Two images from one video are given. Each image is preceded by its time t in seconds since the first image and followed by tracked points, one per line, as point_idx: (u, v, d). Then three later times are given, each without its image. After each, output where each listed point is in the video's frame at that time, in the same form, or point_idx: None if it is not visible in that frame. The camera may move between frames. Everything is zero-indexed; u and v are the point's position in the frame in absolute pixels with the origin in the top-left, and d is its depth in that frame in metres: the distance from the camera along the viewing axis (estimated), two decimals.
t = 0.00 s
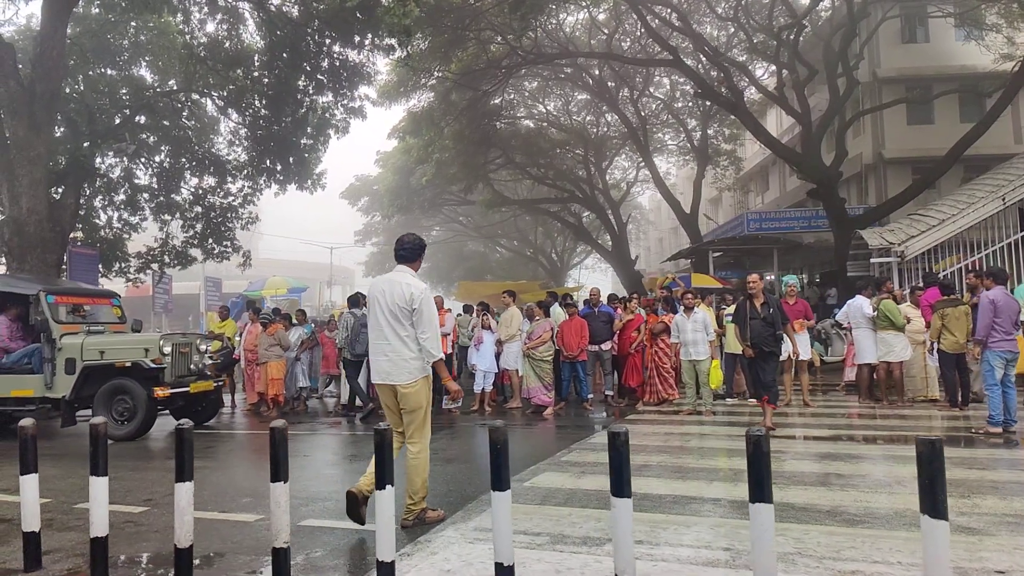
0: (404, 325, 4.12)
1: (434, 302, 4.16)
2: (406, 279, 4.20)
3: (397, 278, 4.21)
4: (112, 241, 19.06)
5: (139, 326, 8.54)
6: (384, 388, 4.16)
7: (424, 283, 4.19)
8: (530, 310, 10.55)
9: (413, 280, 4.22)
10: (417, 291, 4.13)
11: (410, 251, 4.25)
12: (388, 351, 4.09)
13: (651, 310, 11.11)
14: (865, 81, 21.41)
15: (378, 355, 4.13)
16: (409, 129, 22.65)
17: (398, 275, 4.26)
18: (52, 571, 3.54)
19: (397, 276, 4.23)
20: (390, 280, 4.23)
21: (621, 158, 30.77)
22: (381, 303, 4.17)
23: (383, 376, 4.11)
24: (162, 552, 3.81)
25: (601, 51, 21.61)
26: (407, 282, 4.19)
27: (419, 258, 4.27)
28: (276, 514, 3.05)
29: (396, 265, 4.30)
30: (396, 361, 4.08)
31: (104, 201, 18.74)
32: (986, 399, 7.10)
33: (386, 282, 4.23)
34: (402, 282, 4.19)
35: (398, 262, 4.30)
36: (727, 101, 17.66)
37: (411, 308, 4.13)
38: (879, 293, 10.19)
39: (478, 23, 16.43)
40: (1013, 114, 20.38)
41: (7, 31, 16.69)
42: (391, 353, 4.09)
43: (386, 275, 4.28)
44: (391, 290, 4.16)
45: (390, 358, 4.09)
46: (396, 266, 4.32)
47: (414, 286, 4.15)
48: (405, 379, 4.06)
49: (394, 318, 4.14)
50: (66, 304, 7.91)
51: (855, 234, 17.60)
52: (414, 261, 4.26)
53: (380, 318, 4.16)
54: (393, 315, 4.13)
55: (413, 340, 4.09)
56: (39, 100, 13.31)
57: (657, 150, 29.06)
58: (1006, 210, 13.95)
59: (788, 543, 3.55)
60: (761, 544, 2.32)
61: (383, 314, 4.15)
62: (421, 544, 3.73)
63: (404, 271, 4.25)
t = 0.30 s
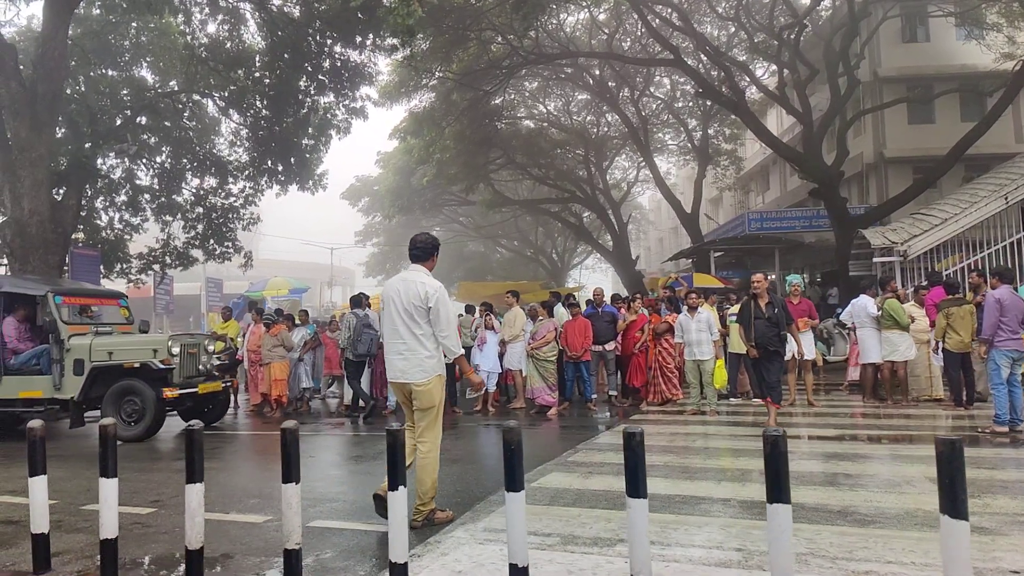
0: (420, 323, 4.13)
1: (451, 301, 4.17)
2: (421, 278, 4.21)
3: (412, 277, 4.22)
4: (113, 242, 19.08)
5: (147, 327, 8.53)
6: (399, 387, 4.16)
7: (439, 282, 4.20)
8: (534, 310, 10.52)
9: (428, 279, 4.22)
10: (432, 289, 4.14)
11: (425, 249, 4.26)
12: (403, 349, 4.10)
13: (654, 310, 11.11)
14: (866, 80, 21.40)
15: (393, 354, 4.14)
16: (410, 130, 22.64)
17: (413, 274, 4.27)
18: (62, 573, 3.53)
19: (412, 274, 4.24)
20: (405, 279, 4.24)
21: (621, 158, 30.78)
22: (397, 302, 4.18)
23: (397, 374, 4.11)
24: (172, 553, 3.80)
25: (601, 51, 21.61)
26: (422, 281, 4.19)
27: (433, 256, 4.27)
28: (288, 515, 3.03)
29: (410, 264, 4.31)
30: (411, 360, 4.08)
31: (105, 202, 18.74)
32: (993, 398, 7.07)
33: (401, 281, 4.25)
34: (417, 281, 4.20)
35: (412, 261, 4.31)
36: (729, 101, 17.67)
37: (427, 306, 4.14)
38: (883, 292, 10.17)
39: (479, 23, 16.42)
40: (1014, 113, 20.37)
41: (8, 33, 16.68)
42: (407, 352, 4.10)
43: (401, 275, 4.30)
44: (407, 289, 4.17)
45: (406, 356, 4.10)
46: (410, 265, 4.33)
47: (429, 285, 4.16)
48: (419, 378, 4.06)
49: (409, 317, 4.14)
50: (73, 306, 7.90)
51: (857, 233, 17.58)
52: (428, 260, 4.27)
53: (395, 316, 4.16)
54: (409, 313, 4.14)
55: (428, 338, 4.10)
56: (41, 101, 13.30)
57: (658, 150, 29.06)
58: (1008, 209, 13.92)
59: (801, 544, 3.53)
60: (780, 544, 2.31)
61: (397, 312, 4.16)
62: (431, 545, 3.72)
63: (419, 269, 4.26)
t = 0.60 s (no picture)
0: (437, 322, 4.14)
1: (468, 300, 4.19)
2: (437, 277, 4.23)
3: (428, 276, 4.24)
4: (117, 242, 19.10)
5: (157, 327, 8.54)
6: (415, 385, 4.18)
7: (456, 280, 4.22)
8: (539, 310, 10.52)
9: (444, 278, 4.24)
10: (449, 288, 4.16)
11: (441, 249, 4.28)
12: (419, 347, 4.11)
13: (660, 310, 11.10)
14: (869, 78, 21.35)
15: (409, 352, 4.16)
16: (412, 129, 22.63)
17: (430, 274, 4.29)
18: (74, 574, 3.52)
19: (428, 274, 4.26)
20: (421, 278, 4.26)
21: (624, 157, 30.76)
22: (414, 301, 4.20)
23: (414, 372, 4.13)
24: (183, 554, 3.79)
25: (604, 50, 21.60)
26: (439, 280, 4.22)
27: (449, 256, 4.29)
28: (301, 516, 3.02)
29: (427, 264, 4.33)
30: (428, 358, 4.10)
31: (109, 202, 18.77)
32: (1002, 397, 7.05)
33: (418, 280, 4.27)
34: (434, 280, 4.22)
35: (429, 260, 4.33)
36: (733, 100, 17.63)
37: (444, 305, 4.16)
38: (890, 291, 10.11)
39: (482, 22, 16.43)
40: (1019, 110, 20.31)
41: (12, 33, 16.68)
42: (423, 350, 4.12)
43: (417, 274, 4.32)
44: (423, 288, 4.19)
45: (422, 354, 4.12)
46: (427, 264, 4.36)
47: (446, 283, 4.18)
48: (434, 375, 4.07)
49: (426, 315, 4.17)
50: (85, 305, 7.91)
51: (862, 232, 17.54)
52: (445, 259, 4.28)
53: (412, 315, 4.19)
54: (426, 311, 4.16)
55: (446, 336, 4.11)
56: (45, 101, 13.30)
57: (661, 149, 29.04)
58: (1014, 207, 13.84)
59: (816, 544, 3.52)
60: (800, 545, 2.30)
61: (415, 311, 4.18)
62: (443, 545, 3.71)
63: (436, 268, 4.28)
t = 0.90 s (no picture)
0: (453, 322, 4.15)
1: (486, 300, 4.19)
2: (454, 277, 4.24)
3: (445, 276, 4.25)
4: (122, 243, 19.14)
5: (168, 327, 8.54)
6: (431, 384, 4.20)
7: (472, 280, 4.22)
8: (545, 310, 10.50)
9: (461, 277, 4.25)
10: (466, 288, 4.17)
11: (457, 249, 4.28)
12: (436, 347, 4.13)
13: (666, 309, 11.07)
14: (873, 77, 21.33)
15: (425, 352, 4.18)
16: (416, 129, 22.63)
17: (447, 274, 4.30)
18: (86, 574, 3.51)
19: (445, 274, 4.27)
20: (439, 278, 4.27)
21: (627, 157, 30.75)
22: (431, 301, 4.22)
23: (430, 372, 4.14)
24: (194, 555, 3.78)
25: (607, 49, 21.59)
26: (456, 279, 4.22)
27: (465, 256, 4.30)
28: (316, 516, 3.01)
29: (444, 264, 4.35)
30: (444, 357, 4.11)
31: (114, 203, 18.79)
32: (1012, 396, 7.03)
33: (435, 281, 4.29)
34: (451, 280, 4.23)
35: (446, 260, 4.34)
36: (737, 99, 17.60)
37: (461, 305, 4.17)
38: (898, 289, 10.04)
39: (486, 22, 16.43)
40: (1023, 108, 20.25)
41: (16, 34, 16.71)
42: (438, 350, 4.13)
43: (435, 274, 4.34)
44: (440, 288, 4.21)
45: (438, 354, 4.13)
46: (444, 264, 4.37)
47: (462, 283, 4.19)
48: (450, 375, 4.08)
49: (443, 315, 4.18)
50: (95, 305, 7.91)
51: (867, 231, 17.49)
52: (461, 259, 4.29)
53: (429, 315, 4.21)
54: (442, 311, 4.17)
55: (462, 336, 4.12)
56: (50, 102, 13.32)
57: (664, 148, 29.02)
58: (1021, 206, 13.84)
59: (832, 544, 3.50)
60: (821, 546, 2.29)
61: (432, 311, 4.20)
62: (456, 546, 3.69)
63: (452, 268, 4.29)
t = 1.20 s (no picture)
0: (470, 322, 4.17)
1: (503, 300, 4.19)
2: (471, 278, 4.25)
3: (462, 277, 4.26)
4: (127, 244, 19.28)
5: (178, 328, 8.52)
6: (448, 383, 4.22)
7: (490, 281, 4.23)
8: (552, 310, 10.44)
9: (478, 278, 4.26)
10: (482, 289, 4.17)
11: (474, 250, 4.29)
12: (452, 347, 4.15)
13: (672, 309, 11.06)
14: (877, 76, 21.28)
15: (442, 352, 4.21)
16: (420, 130, 22.63)
17: (464, 275, 4.32)
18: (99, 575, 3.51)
19: (462, 275, 4.29)
20: (456, 279, 4.29)
21: (630, 157, 30.73)
22: (448, 301, 4.24)
23: (446, 371, 4.17)
24: (207, 556, 3.78)
25: (611, 49, 21.58)
26: (472, 280, 4.24)
27: (482, 257, 4.31)
28: (331, 517, 3.00)
29: (460, 266, 4.36)
30: (460, 357, 4.14)
31: (119, 204, 18.82)
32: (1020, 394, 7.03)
33: (452, 281, 4.30)
34: (468, 280, 4.24)
35: (463, 262, 4.35)
36: (742, 98, 17.56)
37: (478, 305, 4.18)
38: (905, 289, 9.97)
39: (490, 22, 16.43)
40: None
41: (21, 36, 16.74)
42: (455, 350, 4.16)
43: (451, 275, 4.36)
44: (457, 289, 4.22)
45: (454, 354, 4.16)
46: (461, 266, 4.39)
47: (479, 284, 4.19)
48: (466, 375, 4.10)
49: (459, 315, 4.19)
50: (106, 306, 7.91)
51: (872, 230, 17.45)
52: (477, 260, 4.30)
53: (445, 315, 4.23)
54: (458, 312, 4.18)
55: (479, 337, 4.14)
56: (55, 103, 13.33)
57: (667, 148, 29.00)
58: None
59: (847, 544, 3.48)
60: (844, 547, 2.27)
61: (448, 312, 4.22)
62: (469, 546, 3.68)
63: (469, 269, 4.31)
